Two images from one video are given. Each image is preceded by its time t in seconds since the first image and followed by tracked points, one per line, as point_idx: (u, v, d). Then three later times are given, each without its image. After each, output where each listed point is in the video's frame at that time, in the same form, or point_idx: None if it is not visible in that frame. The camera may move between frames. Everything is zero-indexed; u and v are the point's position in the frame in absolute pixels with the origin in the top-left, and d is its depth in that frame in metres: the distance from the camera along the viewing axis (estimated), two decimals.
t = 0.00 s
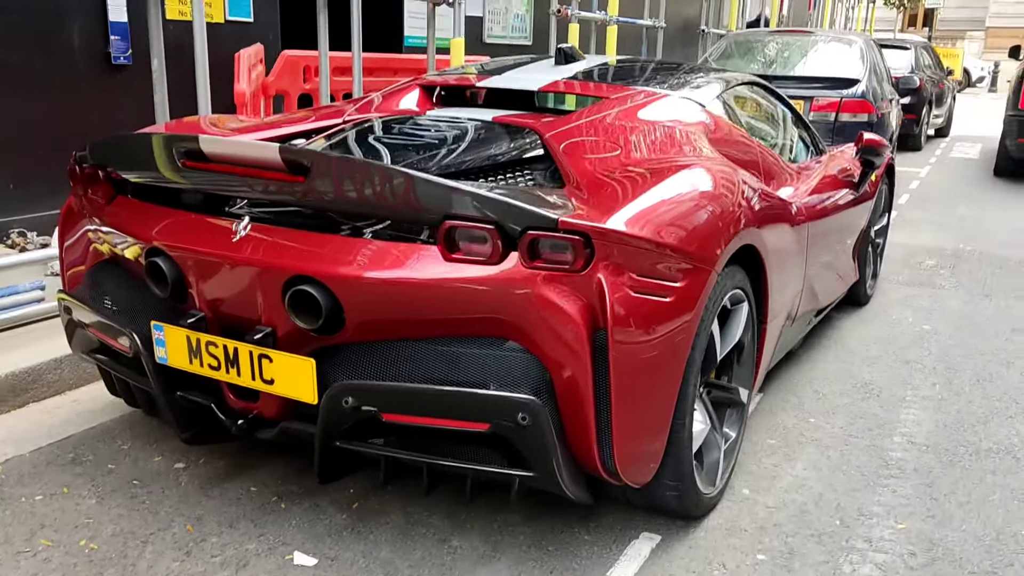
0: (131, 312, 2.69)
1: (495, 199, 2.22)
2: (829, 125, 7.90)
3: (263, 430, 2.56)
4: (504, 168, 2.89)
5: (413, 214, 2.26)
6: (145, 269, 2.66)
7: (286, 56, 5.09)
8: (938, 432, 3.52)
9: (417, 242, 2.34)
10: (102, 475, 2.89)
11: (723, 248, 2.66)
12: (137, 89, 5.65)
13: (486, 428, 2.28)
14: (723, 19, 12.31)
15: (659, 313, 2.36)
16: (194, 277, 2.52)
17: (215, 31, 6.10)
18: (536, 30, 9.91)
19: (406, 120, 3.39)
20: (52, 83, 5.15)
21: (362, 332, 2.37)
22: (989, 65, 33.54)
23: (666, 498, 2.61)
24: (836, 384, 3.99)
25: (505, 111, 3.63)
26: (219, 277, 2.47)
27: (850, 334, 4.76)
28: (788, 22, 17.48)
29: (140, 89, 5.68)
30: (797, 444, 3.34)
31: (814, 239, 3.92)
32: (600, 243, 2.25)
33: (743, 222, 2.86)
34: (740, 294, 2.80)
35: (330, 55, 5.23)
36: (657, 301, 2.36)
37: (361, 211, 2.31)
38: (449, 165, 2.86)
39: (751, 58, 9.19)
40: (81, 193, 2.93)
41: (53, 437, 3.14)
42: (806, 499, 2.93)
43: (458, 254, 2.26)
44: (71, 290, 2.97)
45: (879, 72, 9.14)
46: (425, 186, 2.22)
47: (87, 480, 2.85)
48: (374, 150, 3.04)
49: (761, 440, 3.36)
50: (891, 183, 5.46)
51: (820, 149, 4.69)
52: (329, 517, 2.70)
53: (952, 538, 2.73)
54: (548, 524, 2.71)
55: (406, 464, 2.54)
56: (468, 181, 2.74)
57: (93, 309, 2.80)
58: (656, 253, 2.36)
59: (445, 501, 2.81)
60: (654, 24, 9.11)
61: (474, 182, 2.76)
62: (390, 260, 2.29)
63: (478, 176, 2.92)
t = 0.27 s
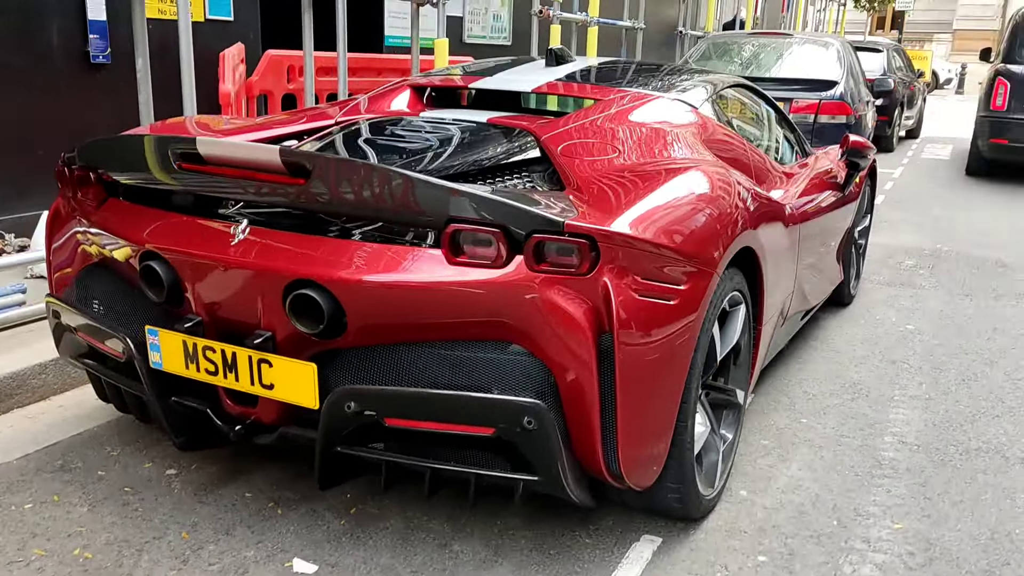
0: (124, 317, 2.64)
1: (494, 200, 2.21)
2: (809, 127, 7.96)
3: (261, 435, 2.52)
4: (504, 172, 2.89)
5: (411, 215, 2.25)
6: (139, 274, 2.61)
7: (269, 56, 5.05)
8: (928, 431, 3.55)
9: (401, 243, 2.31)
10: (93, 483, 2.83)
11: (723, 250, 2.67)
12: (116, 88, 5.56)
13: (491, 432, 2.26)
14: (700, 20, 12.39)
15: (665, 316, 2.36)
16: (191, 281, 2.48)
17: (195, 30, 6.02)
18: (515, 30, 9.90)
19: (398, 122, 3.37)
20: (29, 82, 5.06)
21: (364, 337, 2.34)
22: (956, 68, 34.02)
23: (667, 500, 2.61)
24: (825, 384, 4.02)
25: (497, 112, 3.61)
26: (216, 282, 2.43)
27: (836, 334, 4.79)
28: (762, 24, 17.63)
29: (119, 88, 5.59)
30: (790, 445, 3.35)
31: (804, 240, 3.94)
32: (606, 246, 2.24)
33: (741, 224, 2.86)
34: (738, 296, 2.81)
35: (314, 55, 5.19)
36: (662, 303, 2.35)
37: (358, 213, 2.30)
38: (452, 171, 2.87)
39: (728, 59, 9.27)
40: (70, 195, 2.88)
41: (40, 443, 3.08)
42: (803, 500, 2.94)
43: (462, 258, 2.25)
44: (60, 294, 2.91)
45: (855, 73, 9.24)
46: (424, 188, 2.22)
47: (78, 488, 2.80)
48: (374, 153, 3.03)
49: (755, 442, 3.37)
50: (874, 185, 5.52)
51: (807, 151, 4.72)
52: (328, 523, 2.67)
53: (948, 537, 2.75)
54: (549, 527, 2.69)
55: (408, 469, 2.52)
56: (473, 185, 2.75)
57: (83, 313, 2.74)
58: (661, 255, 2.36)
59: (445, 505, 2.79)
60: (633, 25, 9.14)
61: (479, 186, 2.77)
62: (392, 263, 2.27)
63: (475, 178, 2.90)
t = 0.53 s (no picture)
0: (124, 315, 2.61)
1: (496, 197, 2.23)
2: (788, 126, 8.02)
3: (267, 433, 2.52)
4: (506, 167, 2.90)
5: (413, 212, 2.26)
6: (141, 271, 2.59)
7: (255, 53, 5.03)
8: (917, 424, 3.59)
9: (391, 239, 2.33)
10: (91, 483, 2.81)
11: (725, 247, 2.69)
12: (98, 85, 5.50)
13: (501, 428, 2.27)
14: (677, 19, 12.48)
15: (671, 312, 2.38)
16: (198, 279, 2.47)
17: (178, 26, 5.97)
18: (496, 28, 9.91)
19: (396, 120, 3.37)
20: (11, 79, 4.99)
21: (371, 334, 2.33)
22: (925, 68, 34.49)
23: (671, 495, 2.64)
24: (815, 379, 4.07)
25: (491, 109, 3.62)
26: (222, 279, 2.42)
27: (822, 329, 4.85)
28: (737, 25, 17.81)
29: (101, 85, 5.53)
30: (785, 440, 3.39)
31: (795, 236, 3.98)
32: (615, 242, 2.26)
33: (739, 220, 2.88)
34: (737, 292, 2.84)
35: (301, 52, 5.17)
36: (668, 299, 2.38)
37: (361, 210, 2.31)
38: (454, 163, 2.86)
39: (705, 59, 9.39)
40: (66, 193, 2.84)
41: (34, 444, 3.05)
42: (800, 493, 2.96)
43: (473, 255, 2.25)
44: (55, 292, 2.87)
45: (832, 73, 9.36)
46: (428, 183, 2.23)
47: (76, 489, 2.77)
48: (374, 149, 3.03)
49: (750, 437, 3.41)
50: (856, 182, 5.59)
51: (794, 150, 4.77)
52: (331, 521, 2.66)
53: (943, 528, 2.77)
54: (553, 523, 2.70)
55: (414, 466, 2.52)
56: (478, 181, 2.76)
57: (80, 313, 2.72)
58: (668, 252, 2.38)
59: (448, 502, 2.79)
60: (614, 23, 9.21)
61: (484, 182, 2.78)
62: (401, 261, 2.28)
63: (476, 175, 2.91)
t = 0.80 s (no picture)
0: (135, 316, 2.63)
1: (511, 199, 2.27)
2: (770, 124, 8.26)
3: (281, 433, 2.54)
4: (511, 167, 2.95)
5: (421, 212, 2.30)
6: (151, 272, 2.59)
7: (247, 53, 5.05)
8: (907, 417, 3.68)
9: (397, 240, 2.38)
10: (101, 485, 2.82)
11: (727, 246, 2.75)
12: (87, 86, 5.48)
13: (516, 425, 2.32)
14: (657, 19, 12.59)
15: (679, 310, 2.43)
16: (210, 280, 2.48)
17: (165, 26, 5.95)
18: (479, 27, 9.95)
19: (398, 123, 3.40)
20: None
21: (385, 334, 2.36)
22: (896, 66, 34.92)
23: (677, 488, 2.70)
24: (806, 375, 4.14)
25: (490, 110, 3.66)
26: (235, 280, 2.44)
27: (811, 326, 4.94)
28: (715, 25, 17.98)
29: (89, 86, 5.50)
30: (781, 434, 3.46)
31: (787, 233, 4.06)
32: (627, 243, 2.31)
33: (740, 219, 2.94)
34: (739, 291, 2.90)
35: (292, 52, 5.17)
36: (677, 297, 2.43)
37: (371, 211, 2.35)
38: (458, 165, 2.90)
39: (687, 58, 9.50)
40: (73, 196, 2.83)
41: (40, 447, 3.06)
42: (799, 486, 3.03)
43: (488, 256, 2.29)
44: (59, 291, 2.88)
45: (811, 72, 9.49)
46: (436, 184, 2.26)
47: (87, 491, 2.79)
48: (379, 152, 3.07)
49: (747, 431, 3.47)
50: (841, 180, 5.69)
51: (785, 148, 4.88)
52: (343, 519, 2.69)
53: (938, 518, 2.84)
54: (562, 519, 2.75)
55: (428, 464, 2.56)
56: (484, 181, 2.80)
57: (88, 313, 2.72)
58: (676, 251, 2.44)
59: (456, 499, 2.82)
60: (596, 23, 9.29)
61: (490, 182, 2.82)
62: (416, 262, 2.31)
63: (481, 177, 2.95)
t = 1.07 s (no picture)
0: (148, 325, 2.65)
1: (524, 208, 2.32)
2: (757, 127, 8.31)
3: (296, 439, 2.57)
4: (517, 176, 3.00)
5: (428, 220, 2.37)
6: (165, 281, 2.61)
7: (242, 60, 5.06)
8: (901, 416, 3.75)
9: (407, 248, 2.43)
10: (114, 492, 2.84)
11: (731, 252, 2.81)
12: (80, 93, 5.48)
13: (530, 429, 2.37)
14: (640, 22, 12.68)
15: (687, 314, 2.49)
16: (226, 289, 2.51)
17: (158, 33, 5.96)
18: (465, 31, 9.99)
19: (401, 131, 3.45)
20: None
21: (401, 341, 2.40)
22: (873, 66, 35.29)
23: (684, 489, 2.76)
24: (801, 375, 4.22)
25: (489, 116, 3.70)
26: (252, 289, 2.47)
27: (803, 326, 5.02)
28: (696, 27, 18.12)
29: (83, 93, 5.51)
30: (780, 434, 3.52)
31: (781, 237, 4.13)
32: (637, 250, 2.36)
33: (742, 225, 3.01)
34: (740, 295, 2.97)
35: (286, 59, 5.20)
36: (686, 302, 2.49)
37: (383, 219, 2.40)
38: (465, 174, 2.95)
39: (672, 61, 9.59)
40: (83, 205, 2.83)
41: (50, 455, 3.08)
42: (800, 485, 3.09)
43: (502, 263, 2.35)
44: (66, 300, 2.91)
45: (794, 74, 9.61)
46: (442, 193, 2.32)
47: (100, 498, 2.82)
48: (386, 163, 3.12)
49: (746, 432, 3.54)
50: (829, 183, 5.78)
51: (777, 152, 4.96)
52: (356, 523, 2.73)
53: (936, 514, 2.91)
54: (571, 519, 2.80)
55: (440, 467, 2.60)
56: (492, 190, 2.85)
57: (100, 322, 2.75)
58: (684, 257, 2.49)
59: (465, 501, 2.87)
60: (582, 27, 9.37)
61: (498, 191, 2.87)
62: (430, 270, 2.36)
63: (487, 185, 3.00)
